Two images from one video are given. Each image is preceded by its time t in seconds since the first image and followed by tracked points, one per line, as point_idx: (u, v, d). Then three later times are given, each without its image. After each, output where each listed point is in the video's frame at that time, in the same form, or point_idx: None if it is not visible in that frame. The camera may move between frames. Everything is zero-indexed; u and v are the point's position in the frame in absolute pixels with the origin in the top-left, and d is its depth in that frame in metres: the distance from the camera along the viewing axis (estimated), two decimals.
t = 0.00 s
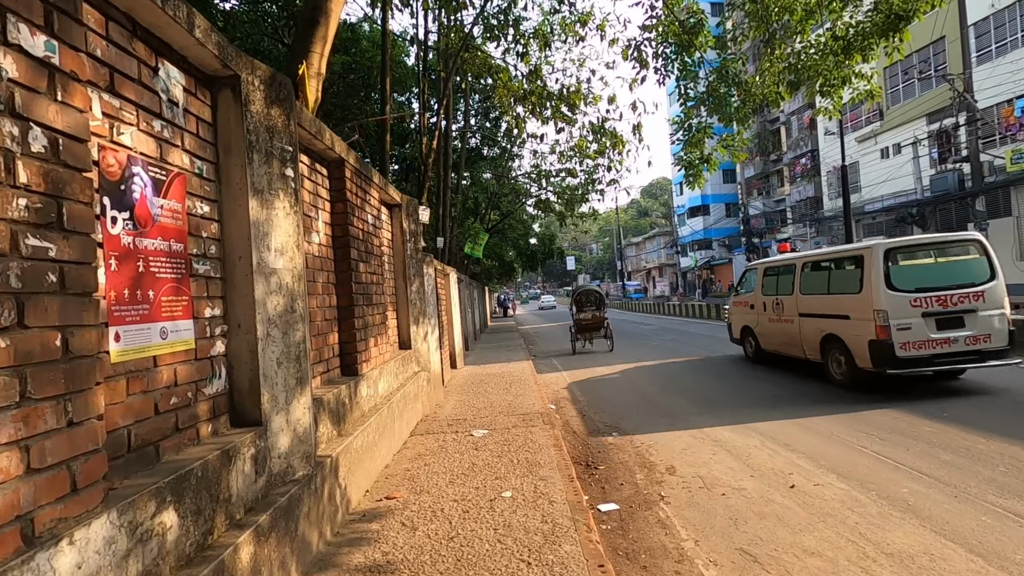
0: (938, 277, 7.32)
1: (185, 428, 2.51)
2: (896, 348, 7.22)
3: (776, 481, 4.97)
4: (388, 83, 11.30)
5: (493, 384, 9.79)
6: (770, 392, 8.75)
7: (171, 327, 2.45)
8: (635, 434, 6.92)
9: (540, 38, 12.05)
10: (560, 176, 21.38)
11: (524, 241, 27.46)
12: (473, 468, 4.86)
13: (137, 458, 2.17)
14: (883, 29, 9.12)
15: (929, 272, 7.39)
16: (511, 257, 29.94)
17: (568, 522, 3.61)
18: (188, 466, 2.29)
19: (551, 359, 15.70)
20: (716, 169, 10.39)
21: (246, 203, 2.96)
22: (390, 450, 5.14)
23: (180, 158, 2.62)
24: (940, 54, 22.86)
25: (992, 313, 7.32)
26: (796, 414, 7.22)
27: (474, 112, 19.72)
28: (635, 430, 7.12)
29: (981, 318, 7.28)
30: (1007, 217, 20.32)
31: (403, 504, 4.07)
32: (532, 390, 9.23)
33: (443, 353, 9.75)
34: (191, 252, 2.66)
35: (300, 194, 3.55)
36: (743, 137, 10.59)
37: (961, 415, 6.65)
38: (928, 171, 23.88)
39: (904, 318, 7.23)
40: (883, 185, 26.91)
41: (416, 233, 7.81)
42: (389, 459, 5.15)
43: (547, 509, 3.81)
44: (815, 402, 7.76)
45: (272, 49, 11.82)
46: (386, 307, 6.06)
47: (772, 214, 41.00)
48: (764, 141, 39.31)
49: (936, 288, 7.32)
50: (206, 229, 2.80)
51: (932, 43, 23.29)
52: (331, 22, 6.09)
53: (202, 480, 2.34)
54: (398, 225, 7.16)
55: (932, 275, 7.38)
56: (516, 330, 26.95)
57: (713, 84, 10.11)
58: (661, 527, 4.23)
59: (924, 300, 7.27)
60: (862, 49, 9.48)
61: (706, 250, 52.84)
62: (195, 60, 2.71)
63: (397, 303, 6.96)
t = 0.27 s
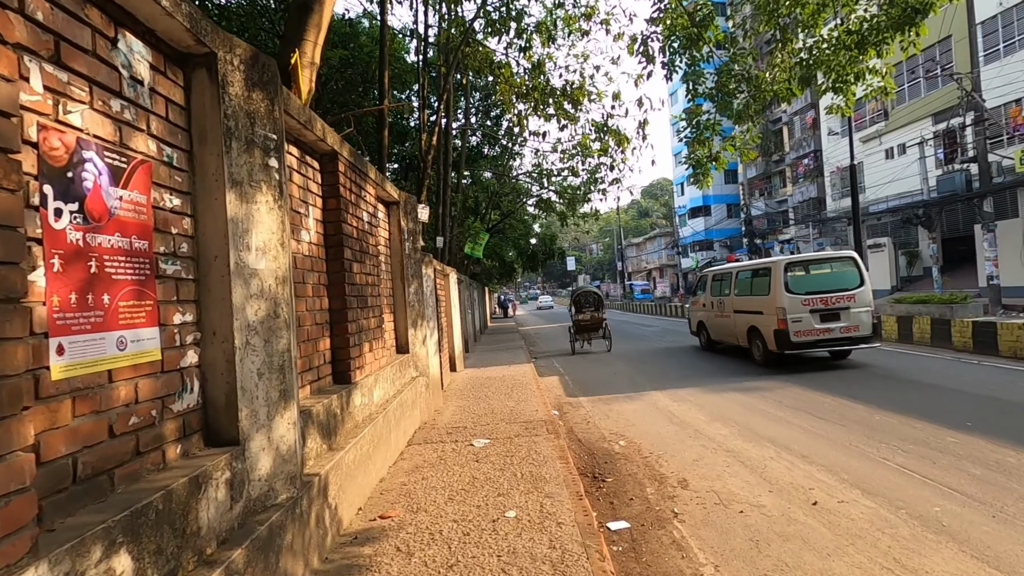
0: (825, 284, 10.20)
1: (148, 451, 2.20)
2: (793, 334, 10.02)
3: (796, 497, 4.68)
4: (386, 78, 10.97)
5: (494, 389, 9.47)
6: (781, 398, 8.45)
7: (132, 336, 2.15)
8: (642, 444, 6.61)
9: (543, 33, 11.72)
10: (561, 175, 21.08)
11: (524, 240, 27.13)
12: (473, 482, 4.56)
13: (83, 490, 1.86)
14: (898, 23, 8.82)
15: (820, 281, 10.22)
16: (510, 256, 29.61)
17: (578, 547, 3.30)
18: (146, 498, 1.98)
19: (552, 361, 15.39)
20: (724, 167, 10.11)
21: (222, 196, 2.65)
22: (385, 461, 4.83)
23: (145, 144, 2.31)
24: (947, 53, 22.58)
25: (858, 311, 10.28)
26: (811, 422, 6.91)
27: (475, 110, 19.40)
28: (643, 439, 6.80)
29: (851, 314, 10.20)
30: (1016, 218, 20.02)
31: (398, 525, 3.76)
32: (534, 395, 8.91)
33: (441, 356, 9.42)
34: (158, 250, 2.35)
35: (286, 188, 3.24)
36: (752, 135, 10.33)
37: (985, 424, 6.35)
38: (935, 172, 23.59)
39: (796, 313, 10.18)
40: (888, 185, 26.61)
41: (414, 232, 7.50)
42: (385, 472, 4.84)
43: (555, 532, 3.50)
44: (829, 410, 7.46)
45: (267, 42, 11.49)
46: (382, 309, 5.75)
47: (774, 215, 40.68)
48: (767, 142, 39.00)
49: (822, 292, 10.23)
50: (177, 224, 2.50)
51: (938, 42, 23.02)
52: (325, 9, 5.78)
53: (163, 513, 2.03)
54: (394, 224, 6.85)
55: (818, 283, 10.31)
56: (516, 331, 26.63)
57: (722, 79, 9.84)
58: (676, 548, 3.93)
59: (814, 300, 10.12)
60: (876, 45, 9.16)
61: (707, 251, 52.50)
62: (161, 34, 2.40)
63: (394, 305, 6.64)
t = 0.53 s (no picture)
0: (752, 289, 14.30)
1: (97, 479, 1.93)
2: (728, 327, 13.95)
3: (811, 512, 4.43)
4: (383, 74, 10.71)
5: (492, 394, 9.20)
6: (788, 404, 8.19)
7: (79, 348, 1.88)
8: (646, 454, 6.35)
9: (544, 29, 11.45)
10: (561, 175, 20.84)
11: (523, 242, 26.87)
12: (469, 498, 4.28)
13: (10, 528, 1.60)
14: (908, 20, 8.60)
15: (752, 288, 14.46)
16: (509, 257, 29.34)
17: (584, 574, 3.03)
18: (87, 537, 1.71)
19: (552, 364, 15.12)
20: (729, 167, 9.90)
21: (189, 191, 2.38)
22: (376, 474, 4.56)
23: (97, 130, 2.04)
24: (949, 55, 22.41)
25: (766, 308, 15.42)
26: (820, 431, 6.66)
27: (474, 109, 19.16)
28: (647, 449, 6.54)
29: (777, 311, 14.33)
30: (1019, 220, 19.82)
31: (388, 546, 3.49)
32: (534, 400, 8.64)
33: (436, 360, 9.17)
34: (114, 250, 2.09)
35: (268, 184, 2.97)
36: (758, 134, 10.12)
37: (1002, 434, 6.11)
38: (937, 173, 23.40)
39: (734, 311, 13.96)
40: (889, 187, 26.42)
41: (411, 232, 7.24)
42: (376, 485, 4.56)
43: (558, 556, 3.23)
44: (839, 417, 7.21)
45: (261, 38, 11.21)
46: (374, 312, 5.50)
47: (774, 217, 40.49)
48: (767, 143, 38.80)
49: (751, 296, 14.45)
50: (138, 220, 2.23)
51: (941, 43, 22.83)
52: None
53: (108, 554, 1.76)
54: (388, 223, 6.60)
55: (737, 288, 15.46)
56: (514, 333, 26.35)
57: (728, 77, 9.63)
58: (686, 570, 3.68)
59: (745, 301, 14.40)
60: (885, 42, 8.94)
61: (706, 253, 52.27)
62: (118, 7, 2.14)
63: (387, 308, 6.37)
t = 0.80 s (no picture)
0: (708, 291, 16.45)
1: (17, 510, 1.63)
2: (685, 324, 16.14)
3: (829, 529, 4.15)
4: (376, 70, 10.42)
5: (489, 399, 8.89)
6: (795, 411, 7.91)
7: None
8: (651, 463, 6.06)
9: (543, 24, 11.17)
10: (560, 176, 20.60)
11: (521, 243, 26.58)
12: (464, 514, 3.98)
13: None
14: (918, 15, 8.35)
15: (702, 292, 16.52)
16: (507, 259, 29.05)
17: None
18: None
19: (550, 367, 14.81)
20: (733, 166, 9.65)
21: (142, 175, 2.09)
22: (362, 487, 4.25)
23: (26, 100, 1.74)
24: (950, 56, 22.26)
25: (724, 310, 17.34)
26: (832, 440, 6.37)
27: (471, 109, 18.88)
28: (651, 458, 6.24)
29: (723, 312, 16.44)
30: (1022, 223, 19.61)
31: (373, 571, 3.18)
32: (532, 406, 8.33)
33: (431, 364, 8.86)
34: (47, 241, 1.78)
35: (240, 171, 2.67)
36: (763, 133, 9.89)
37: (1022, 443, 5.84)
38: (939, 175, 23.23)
39: (686, 309, 16.48)
40: (890, 190, 26.25)
41: (405, 230, 6.93)
42: (363, 500, 4.25)
43: None
44: (849, 425, 6.94)
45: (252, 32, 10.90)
46: (364, 314, 5.19)
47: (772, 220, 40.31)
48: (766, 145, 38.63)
49: (705, 298, 16.59)
50: (79, 207, 1.93)
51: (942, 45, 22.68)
52: None
53: None
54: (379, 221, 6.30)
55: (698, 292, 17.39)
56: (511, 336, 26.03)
57: (732, 73, 9.39)
58: None
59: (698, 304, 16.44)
60: (894, 38, 8.71)
61: (704, 255, 52.09)
62: None
63: (378, 309, 6.07)
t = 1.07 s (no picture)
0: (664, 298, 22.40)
1: None
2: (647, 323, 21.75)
3: (844, 553, 3.89)
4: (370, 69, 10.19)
5: (481, 408, 8.60)
6: (797, 421, 7.67)
7: None
8: (651, 478, 5.78)
9: (540, 23, 10.94)
10: (555, 180, 20.40)
11: (516, 247, 26.35)
12: (452, 540, 3.68)
13: None
14: (924, 15, 8.17)
15: (662, 299, 22.06)
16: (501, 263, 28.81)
17: None
18: None
19: (545, 373, 14.54)
20: (734, 169, 9.49)
21: (76, 166, 1.79)
22: (343, 508, 3.95)
23: None
24: (946, 62, 22.22)
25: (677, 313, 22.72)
26: (838, 453, 6.13)
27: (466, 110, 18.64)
28: (651, 473, 5.96)
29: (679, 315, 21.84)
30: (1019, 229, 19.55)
31: None
32: (526, 415, 8.05)
33: (421, 371, 8.56)
34: None
35: (202, 165, 2.37)
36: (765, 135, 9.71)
37: None
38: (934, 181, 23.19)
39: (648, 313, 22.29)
40: (886, 195, 26.21)
41: (396, 232, 6.64)
42: (344, 522, 3.94)
43: None
44: (854, 437, 6.71)
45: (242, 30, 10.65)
46: (349, 321, 4.89)
47: (767, 225, 40.34)
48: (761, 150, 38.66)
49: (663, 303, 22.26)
50: None
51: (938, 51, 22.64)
52: None
53: None
54: (367, 223, 6.01)
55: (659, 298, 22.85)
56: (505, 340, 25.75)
57: (734, 74, 9.20)
58: None
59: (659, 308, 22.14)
60: (898, 39, 8.53)
61: (699, 260, 52.02)
62: None
63: (364, 316, 5.76)
